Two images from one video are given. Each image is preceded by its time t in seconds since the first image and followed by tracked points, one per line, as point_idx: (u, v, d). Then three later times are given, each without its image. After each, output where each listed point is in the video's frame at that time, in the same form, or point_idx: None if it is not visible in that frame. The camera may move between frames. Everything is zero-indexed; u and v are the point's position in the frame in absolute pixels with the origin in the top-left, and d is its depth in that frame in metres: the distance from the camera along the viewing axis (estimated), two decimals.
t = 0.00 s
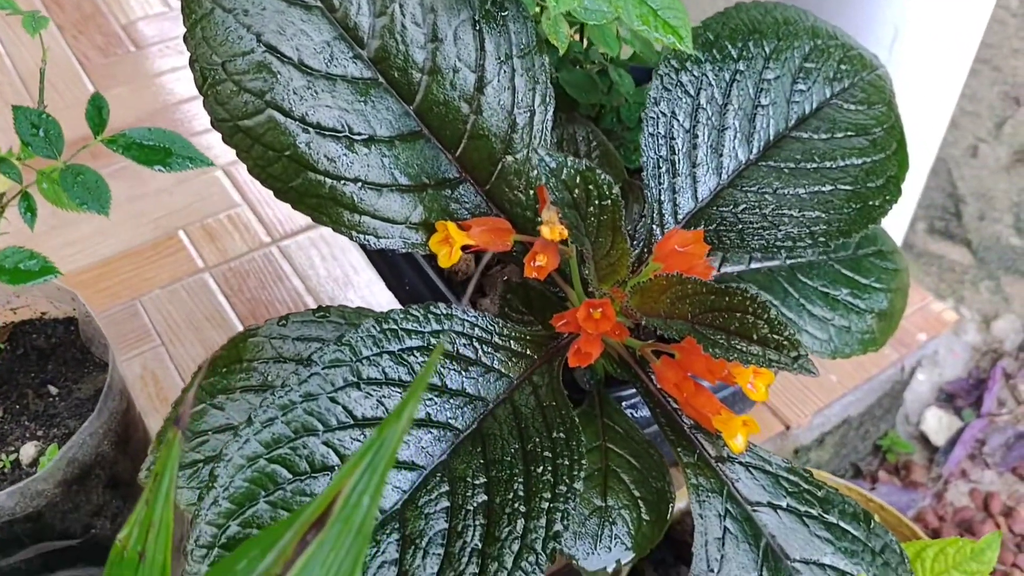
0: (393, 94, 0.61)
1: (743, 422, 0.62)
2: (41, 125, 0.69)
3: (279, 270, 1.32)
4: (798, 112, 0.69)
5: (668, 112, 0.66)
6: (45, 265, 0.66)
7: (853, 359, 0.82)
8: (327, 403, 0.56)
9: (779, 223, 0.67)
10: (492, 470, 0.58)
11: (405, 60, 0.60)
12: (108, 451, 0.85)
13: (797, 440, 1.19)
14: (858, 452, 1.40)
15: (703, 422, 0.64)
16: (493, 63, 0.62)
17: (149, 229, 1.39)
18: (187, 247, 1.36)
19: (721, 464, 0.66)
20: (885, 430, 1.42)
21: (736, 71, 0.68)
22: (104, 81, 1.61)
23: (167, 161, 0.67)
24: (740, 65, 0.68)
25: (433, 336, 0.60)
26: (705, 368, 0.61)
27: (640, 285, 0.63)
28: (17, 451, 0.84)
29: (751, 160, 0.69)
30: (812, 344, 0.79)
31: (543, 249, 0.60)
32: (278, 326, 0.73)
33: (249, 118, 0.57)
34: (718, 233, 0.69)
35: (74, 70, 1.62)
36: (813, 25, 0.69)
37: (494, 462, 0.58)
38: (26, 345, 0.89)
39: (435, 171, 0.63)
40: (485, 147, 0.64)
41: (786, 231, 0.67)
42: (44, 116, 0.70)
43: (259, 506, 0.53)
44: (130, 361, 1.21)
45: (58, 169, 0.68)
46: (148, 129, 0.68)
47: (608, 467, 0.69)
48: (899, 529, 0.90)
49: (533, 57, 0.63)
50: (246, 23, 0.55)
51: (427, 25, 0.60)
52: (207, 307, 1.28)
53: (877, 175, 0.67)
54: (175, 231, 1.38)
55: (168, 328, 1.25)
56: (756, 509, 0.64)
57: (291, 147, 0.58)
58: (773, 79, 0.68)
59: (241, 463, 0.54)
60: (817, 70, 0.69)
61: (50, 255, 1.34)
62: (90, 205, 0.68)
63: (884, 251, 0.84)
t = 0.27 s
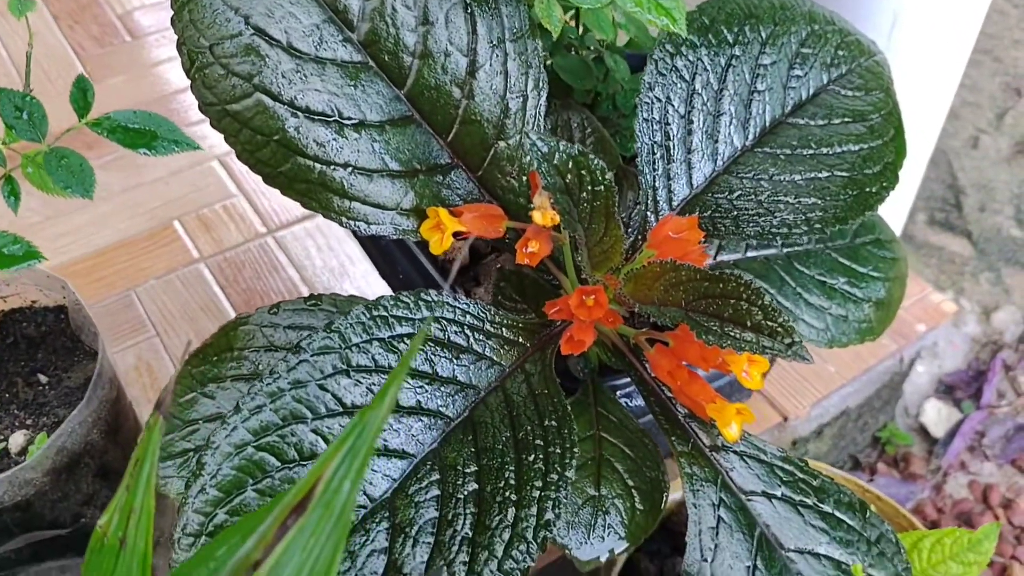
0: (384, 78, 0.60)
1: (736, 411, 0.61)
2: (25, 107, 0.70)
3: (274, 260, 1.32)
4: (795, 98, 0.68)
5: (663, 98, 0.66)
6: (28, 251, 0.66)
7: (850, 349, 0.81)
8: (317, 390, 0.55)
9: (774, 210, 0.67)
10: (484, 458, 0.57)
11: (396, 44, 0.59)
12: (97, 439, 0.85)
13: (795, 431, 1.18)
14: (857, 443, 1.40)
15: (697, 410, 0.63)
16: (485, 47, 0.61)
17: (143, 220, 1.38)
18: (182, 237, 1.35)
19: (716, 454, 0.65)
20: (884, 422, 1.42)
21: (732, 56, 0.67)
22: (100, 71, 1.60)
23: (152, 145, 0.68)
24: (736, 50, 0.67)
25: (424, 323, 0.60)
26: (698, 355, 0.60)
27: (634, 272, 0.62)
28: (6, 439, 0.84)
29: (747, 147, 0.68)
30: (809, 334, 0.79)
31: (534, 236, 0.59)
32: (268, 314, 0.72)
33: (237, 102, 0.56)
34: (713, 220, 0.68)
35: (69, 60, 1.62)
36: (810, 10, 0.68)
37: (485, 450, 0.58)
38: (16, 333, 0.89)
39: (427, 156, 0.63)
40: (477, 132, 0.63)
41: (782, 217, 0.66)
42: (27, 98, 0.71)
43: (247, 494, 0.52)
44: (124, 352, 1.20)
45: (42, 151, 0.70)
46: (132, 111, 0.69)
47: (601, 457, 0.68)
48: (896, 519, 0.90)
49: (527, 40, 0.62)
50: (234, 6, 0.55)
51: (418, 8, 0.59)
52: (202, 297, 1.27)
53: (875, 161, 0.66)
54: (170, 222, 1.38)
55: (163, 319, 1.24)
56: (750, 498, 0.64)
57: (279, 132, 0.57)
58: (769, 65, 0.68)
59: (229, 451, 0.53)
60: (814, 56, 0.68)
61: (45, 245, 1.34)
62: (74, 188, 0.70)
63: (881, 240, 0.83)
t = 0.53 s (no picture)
0: (367, 58, 0.59)
1: (724, 393, 0.60)
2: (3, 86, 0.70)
3: (267, 248, 1.31)
4: (785, 79, 0.67)
5: (651, 78, 0.65)
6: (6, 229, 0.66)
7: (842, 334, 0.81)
8: (299, 371, 0.55)
9: (763, 191, 0.66)
10: (468, 441, 0.57)
11: (380, 22, 0.59)
12: (83, 423, 0.85)
13: (789, 419, 1.18)
14: (853, 432, 1.40)
15: (685, 394, 0.63)
16: (471, 26, 0.60)
17: (136, 207, 1.38)
18: (175, 225, 1.35)
19: (703, 437, 0.65)
20: (879, 411, 1.42)
21: (721, 37, 0.66)
22: (94, 59, 1.59)
23: (130, 122, 0.70)
24: (725, 30, 0.66)
25: (408, 305, 0.59)
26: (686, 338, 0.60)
27: (620, 254, 0.62)
28: None
29: (737, 129, 0.67)
30: (800, 318, 0.78)
31: (519, 217, 0.59)
32: (255, 298, 0.72)
33: (218, 81, 0.55)
34: (702, 202, 0.68)
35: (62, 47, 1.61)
36: None
37: (469, 432, 0.57)
38: (3, 317, 0.89)
39: (412, 137, 0.62)
40: (463, 113, 0.63)
41: (771, 199, 0.66)
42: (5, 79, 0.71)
43: (228, 475, 0.52)
44: (115, 340, 1.20)
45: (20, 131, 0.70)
46: (111, 89, 0.70)
47: (589, 441, 0.68)
48: (887, 505, 0.87)
49: (513, 21, 0.61)
50: None
51: None
52: (194, 285, 1.27)
53: (865, 143, 0.66)
54: (163, 209, 1.37)
55: (155, 307, 1.24)
56: (738, 481, 0.64)
57: (261, 111, 0.56)
58: (759, 46, 0.67)
59: (210, 432, 0.53)
60: (805, 37, 0.67)
61: (37, 232, 1.33)
62: (52, 165, 0.70)
63: (874, 225, 0.83)
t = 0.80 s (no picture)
0: (350, 31, 0.59)
1: (711, 370, 0.60)
2: None
3: (260, 233, 1.30)
4: (774, 56, 0.67)
5: (639, 54, 0.64)
6: None
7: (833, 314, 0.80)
8: (280, 346, 0.54)
9: (752, 167, 0.65)
10: (451, 416, 0.57)
11: None
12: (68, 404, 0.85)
13: (783, 404, 1.17)
14: (848, 418, 1.39)
15: (672, 372, 0.62)
16: None
17: (129, 192, 1.37)
18: (167, 210, 1.34)
19: (691, 415, 0.64)
20: (875, 397, 1.40)
21: (710, 12, 0.65)
22: (87, 45, 1.58)
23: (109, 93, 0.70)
24: (714, 6, 0.65)
25: (391, 280, 0.58)
26: (673, 313, 0.59)
27: (608, 230, 0.61)
28: None
29: (725, 105, 0.67)
30: (791, 299, 0.78)
31: (504, 193, 0.58)
32: (240, 276, 0.71)
33: (199, 53, 0.55)
34: (689, 178, 0.67)
35: (55, 33, 1.60)
36: None
37: (453, 408, 0.57)
38: None
39: (397, 111, 0.62)
40: (448, 88, 0.62)
41: (759, 174, 0.65)
42: None
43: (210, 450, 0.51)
44: (106, 324, 1.20)
45: None
46: (90, 61, 0.70)
47: (577, 420, 0.68)
48: (879, 488, 0.87)
49: None
50: None
51: None
52: (185, 270, 1.26)
53: (855, 120, 0.65)
54: (156, 194, 1.37)
55: (146, 291, 1.24)
56: (725, 460, 0.63)
57: (243, 84, 0.56)
58: (748, 22, 0.66)
59: (191, 407, 0.52)
60: (795, 14, 0.66)
61: (30, 217, 1.33)
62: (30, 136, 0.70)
63: (866, 206, 0.82)
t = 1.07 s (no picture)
0: (343, 12, 0.58)
1: (707, 355, 0.59)
2: None
3: (258, 223, 1.31)
4: (773, 40, 0.66)
5: (635, 36, 0.63)
6: None
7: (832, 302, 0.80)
8: (272, 329, 0.54)
9: (749, 151, 0.65)
10: (445, 401, 0.56)
11: None
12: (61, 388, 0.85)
13: (784, 394, 1.17)
14: (850, 410, 1.39)
15: (669, 358, 0.61)
16: None
17: (128, 181, 1.37)
18: (166, 199, 1.34)
19: (687, 402, 0.64)
20: (877, 389, 1.41)
21: None
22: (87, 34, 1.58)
23: (97, 71, 0.69)
24: None
25: (384, 263, 0.58)
26: (670, 297, 0.59)
27: (603, 214, 0.60)
28: None
29: (722, 89, 0.66)
30: (790, 286, 0.77)
31: (498, 174, 0.58)
32: (235, 262, 0.70)
33: (190, 34, 0.54)
34: (686, 161, 0.66)
35: (55, 23, 1.59)
36: None
37: (447, 392, 0.56)
38: None
39: (391, 93, 0.61)
40: (442, 70, 0.62)
41: (756, 158, 0.64)
42: None
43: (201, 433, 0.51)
44: (105, 313, 1.19)
45: None
46: (77, 38, 0.69)
47: (572, 407, 0.67)
48: (879, 477, 0.86)
49: None
50: None
51: None
52: (184, 259, 1.26)
53: (854, 104, 0.65)
54: (154, 183, 1.36)
55: (146, 280, 1.24)
56: (721, 446, 0.62)
57: (234, 65, 0.55)
58: (746, 5, 0.65)
59: (182, 390, 0.52)
60: None
61: (28, 205, 1.33)
62: (16, 115, 0.69)
63: (866, 193, 0.81)
